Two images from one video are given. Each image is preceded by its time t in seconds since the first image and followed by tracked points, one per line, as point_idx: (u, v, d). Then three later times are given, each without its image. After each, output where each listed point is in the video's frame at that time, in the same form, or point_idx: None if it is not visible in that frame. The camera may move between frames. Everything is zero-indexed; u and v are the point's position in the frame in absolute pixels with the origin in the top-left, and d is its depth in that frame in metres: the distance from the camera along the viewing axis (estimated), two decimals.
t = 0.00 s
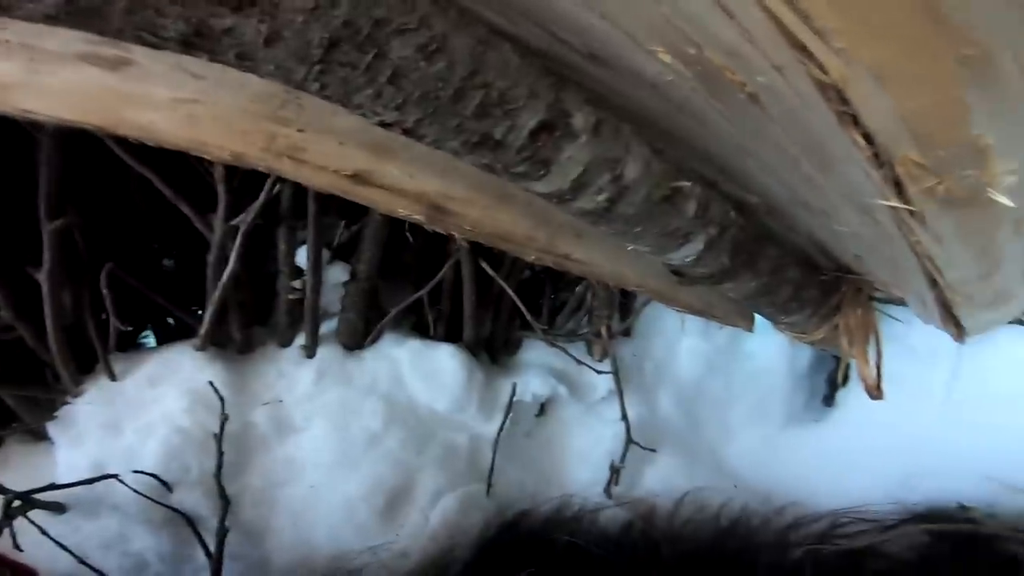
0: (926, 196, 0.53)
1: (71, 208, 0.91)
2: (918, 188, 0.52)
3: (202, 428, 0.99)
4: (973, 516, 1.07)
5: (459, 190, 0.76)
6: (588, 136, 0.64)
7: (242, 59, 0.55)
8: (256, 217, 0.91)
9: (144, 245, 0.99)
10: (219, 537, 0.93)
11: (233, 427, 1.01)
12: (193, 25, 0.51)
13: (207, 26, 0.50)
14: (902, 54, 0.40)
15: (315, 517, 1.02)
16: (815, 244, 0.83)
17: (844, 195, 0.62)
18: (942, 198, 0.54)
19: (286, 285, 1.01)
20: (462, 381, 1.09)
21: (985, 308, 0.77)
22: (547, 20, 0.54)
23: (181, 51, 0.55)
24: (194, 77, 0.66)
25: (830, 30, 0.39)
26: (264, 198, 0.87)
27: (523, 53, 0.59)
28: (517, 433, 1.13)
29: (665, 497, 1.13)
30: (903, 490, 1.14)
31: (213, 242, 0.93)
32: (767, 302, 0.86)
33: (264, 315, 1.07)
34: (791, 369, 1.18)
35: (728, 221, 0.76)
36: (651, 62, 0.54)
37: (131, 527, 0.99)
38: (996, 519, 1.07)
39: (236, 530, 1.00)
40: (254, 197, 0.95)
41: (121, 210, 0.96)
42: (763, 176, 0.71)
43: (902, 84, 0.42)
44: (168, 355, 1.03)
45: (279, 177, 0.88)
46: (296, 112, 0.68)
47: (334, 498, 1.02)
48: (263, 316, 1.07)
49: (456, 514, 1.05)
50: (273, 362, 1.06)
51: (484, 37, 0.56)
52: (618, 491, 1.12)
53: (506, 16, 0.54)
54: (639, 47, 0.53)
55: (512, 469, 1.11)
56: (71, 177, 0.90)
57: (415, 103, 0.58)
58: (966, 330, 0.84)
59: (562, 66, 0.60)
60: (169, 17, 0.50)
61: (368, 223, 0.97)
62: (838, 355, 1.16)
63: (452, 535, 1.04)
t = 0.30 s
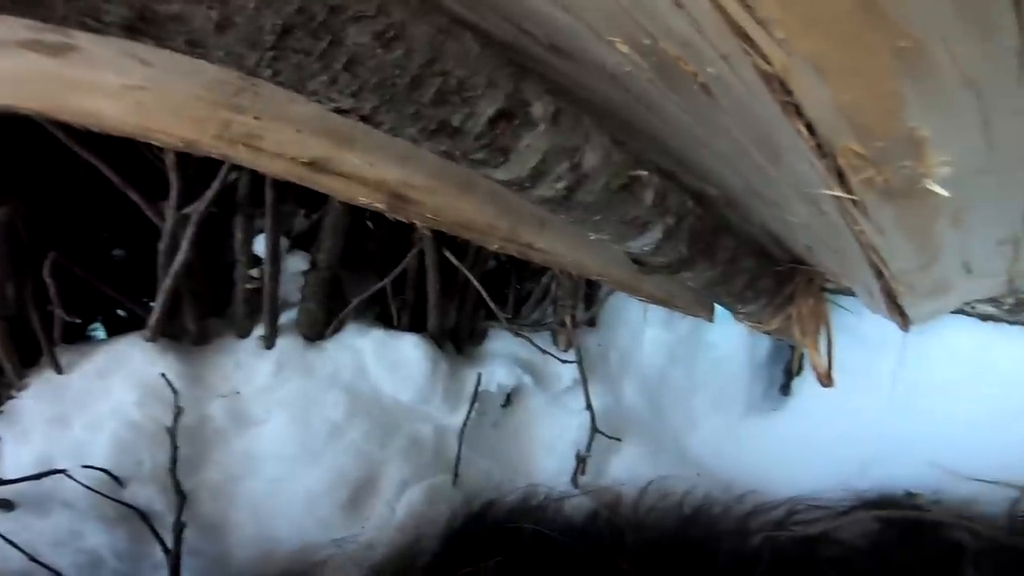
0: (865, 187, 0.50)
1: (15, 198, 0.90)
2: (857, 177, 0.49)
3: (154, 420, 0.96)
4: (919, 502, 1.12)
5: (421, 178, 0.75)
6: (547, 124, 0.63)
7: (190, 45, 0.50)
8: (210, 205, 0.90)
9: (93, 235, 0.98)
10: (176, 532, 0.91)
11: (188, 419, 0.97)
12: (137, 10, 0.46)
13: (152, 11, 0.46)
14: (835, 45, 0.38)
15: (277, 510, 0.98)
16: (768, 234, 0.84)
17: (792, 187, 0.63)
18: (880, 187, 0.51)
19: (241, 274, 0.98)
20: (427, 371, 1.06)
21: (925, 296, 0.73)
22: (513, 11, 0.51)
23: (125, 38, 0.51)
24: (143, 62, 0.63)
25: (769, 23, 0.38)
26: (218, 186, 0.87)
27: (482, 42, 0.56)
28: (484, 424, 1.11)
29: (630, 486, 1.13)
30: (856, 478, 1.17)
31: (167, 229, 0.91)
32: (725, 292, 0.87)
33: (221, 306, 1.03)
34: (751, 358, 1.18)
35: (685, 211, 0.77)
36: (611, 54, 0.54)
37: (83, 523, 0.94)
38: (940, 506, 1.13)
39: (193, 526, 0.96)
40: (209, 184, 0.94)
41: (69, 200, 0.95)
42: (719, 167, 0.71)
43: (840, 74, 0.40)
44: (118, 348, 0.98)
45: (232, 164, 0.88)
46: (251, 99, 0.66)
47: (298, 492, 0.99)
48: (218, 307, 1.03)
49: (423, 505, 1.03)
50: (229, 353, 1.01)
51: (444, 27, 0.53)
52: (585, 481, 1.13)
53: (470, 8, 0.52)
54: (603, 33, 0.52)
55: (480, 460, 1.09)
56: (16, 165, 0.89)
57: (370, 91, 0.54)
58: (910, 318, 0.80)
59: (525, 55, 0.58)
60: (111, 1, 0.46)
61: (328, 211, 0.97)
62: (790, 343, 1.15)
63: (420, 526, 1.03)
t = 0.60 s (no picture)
0: (806, 196, 0.47)
1: None
2: (798, 187, 0.46)
3: (98, 416, 0.93)
4: (857, 499, 1.12)
5: (384, 176, 0.72)
6: (510, 126, 0.61)
7: (150, 40, 0.46)
8: (163, 197, 0.88)
9: (36, 224, 0.95)
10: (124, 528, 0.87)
11: (136, 415, 0.95)
12: (97, 5, 0.42)
13: (112, 6, 0.42)
14: (785, 56, 0.35)
15: (233, 507, 0.96)
16: (722, 238, 0.86)
17: (743, 194, 0.61)
18: (821, 198, 0.47)
19: (196, 267, 0.96)
20: (388, 368, 1.06)
21: (864, 302, 0.70)
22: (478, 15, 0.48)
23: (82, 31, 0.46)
24: (100, 54, 0.57)
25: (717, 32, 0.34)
26: (172, 178, 0.85)
27: (449, 44, 0.53)
28: (446, 422, 1.11)
29: (589, 483, 1.13)
30: (802, 476, 1.18)
31: (117, 220, 0.89)
32: (680, 293, 0.90)
33: (173, 299, 1.02)
34: (704, 358, 1.21)
35: (643, 214, 0.79)
36: (575, 59, 0.50)
37: (25, 521, 0.91)
38: (879, 502, 1.12)
39: (142, 524, 0.93)
40: (164, 175, 0.92)
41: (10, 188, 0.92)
42: (677, 173, 0.70)
43: (790, 87, 0.37)
44: (62, 340, 0.96)
45: (188, 156, 0.86)
46: (213, 92, 0.62)
47: (254, 489, 0.97)
48: (172, 300, 1.01)
49: (383, 502, 1.03)
50: (182, 348, 1.00)
51: (411, 27, 0.50)
52: (545, 478, 1.12)
53: (438, 8, 0.48)
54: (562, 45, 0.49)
55: (443, 459, 1.09)
56: None
57: (333, 89, 0.51)
58: (851, 321, 0.77)
59: (494, 58, 0.55)
60: None
61: (289, 206, 0.95)
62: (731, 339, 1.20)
63: (378, 523, 1.02)
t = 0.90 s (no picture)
0: (763, 198, 0.48)
1: None
2: (756, 189, 0.47)
3: (56, 414, 0.89)
4: (815, 493, 1.14)
5: (355, 172, 0.69)
6: (479, 126, 0.60)
7: (110, 36, 0.44)
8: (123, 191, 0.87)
9: None
10: (85, 526, 0.85)
11: (94, 413, 0.91)
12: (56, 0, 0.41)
13: (72, 3, 0.40)
14: (742, 59, 0.36)
15: (198, 505, 0.93)
16: (690, 239, 0.87)
17: (705, 195, 0.62)
18: (778, 199, 0.49)
19: (158, 262, 0.95)
20: (356, 365, 1.04)
21: (821, 301, 0.72)
22: (451, 15, 0.48)
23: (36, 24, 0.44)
24: (60, 48, 0.54)
25: (679, 36, 0.34)
26: (132, 172, 0.84)
27: (419, 44, 0.52)
28: (417, 419, 1.10)
29: (561, 479, 1.13)
30: (766, 471, 1.20)
31: (75, 214, 0.88)
32: (648, 291, 0.90)
33: (134, 294, 0.98)
34: (673, 356, 1.22)
35: (611, 213, 0.78)
36: (545, 59, 0.50)
37: None
38: (834, 497, 1.14)
39: (103, 524, 0.90)
40: (125, 169, 0.92)
41: None
42: (645, 173, 0.70)
43: (746, 91, 0.38)
44: (15, 338, 0.91)
45: (149, 150, 0.85)
46: (176, 87, 0.58)
47: (220, 488, 0.94)
48: (133, 295, 0.98)
49: (353, 499, 1.01)
50: (143, 345, 0.95)
51: (381, 25, 0.49)
52: (518, 473, 1.12)
53: (409, 7, 0.47)
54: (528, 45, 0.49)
55: (415, 456, 1.08)
56: None
57: (301, 86, 0.50)
58: (810, 320, 0.79)
59: (461, 57, 0.55)
60: None
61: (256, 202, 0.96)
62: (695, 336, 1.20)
63: (349, 520, 1.00)
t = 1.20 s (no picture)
0: (726, 188, 0.48)
1: None
2: (720, 180, 0.47)
3: (13, 409, 0.87)
4: (780, 482, 1.14)
5: (323, 161, 0.67)
6: (448, 116, 0.57)
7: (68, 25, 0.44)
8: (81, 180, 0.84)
9: None
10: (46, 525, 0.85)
11: (53, 408, 0.89)
12: None
13: None
14: (704, 47, 0.35)
15: (163, 500, 0.94)
16: (659, 229, 0.87)
17: (671, 184, 0.62)
18: (742, 189, 0.49)
19: (117, 253, 0.90)
20: (326, 356, 1.01)
21: (784, 292, 0.73)
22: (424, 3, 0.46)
23: None
24: (19, 38, 0.52)
25: (643, 27, 0.34)
26: (90, 161, 0.81)
27: (388, 32, 0.50)
28: (390, 410, 1.08)
29: (534, 471, 1.12)
30: (735, 460, 1.18)
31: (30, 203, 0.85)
32: (619, 281, 0.90)
33: (93, 286, 0.94)
34: (645, 346, 1.18)
35: (583, 203, 0.76)
36: (514, 49, 0.49)
37: None
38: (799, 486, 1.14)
39: (65, 520, 0.91)
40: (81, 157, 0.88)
41: None
42: (614, 163, 0.69)
43: (710, 83, 0.38)
44: None
45: (108, 138, 0.81)
46: (135, 75, 0.57)
47: (185, 482, 0.94)
48: (91, 287, 0.94)
49: (325, 492, 1.01)
50: (102, 338, 0.93)
51: (349, 13, 0.47)
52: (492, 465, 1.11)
53: None
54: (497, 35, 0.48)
55: (388, 448, 1.07)
56: None
57: (264, 75, 0.48)
58: (775, 311, 0.80)
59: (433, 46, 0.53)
60: None
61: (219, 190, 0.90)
62: (668, 328, 1.17)
63: (320, 514, 1.00)
